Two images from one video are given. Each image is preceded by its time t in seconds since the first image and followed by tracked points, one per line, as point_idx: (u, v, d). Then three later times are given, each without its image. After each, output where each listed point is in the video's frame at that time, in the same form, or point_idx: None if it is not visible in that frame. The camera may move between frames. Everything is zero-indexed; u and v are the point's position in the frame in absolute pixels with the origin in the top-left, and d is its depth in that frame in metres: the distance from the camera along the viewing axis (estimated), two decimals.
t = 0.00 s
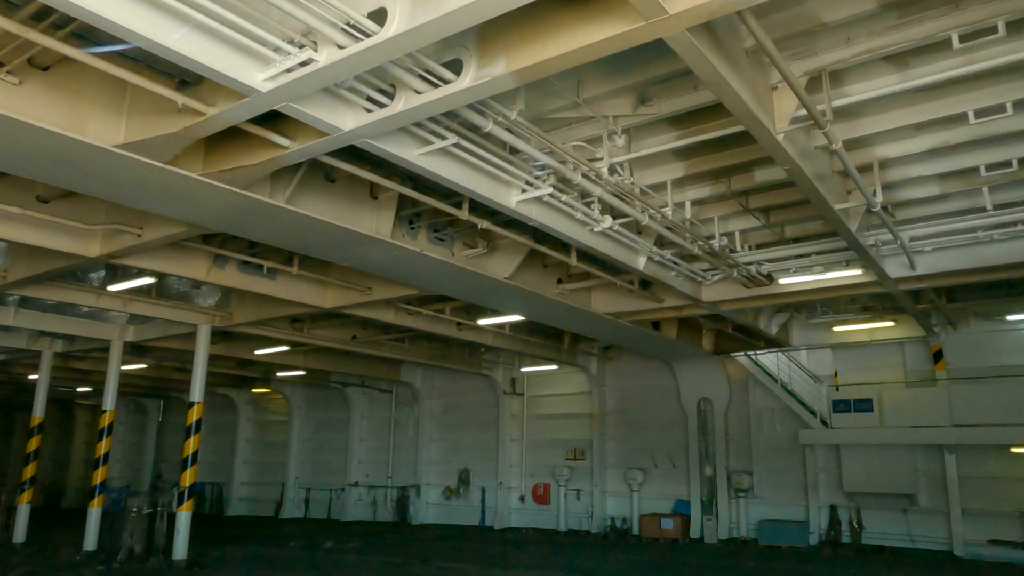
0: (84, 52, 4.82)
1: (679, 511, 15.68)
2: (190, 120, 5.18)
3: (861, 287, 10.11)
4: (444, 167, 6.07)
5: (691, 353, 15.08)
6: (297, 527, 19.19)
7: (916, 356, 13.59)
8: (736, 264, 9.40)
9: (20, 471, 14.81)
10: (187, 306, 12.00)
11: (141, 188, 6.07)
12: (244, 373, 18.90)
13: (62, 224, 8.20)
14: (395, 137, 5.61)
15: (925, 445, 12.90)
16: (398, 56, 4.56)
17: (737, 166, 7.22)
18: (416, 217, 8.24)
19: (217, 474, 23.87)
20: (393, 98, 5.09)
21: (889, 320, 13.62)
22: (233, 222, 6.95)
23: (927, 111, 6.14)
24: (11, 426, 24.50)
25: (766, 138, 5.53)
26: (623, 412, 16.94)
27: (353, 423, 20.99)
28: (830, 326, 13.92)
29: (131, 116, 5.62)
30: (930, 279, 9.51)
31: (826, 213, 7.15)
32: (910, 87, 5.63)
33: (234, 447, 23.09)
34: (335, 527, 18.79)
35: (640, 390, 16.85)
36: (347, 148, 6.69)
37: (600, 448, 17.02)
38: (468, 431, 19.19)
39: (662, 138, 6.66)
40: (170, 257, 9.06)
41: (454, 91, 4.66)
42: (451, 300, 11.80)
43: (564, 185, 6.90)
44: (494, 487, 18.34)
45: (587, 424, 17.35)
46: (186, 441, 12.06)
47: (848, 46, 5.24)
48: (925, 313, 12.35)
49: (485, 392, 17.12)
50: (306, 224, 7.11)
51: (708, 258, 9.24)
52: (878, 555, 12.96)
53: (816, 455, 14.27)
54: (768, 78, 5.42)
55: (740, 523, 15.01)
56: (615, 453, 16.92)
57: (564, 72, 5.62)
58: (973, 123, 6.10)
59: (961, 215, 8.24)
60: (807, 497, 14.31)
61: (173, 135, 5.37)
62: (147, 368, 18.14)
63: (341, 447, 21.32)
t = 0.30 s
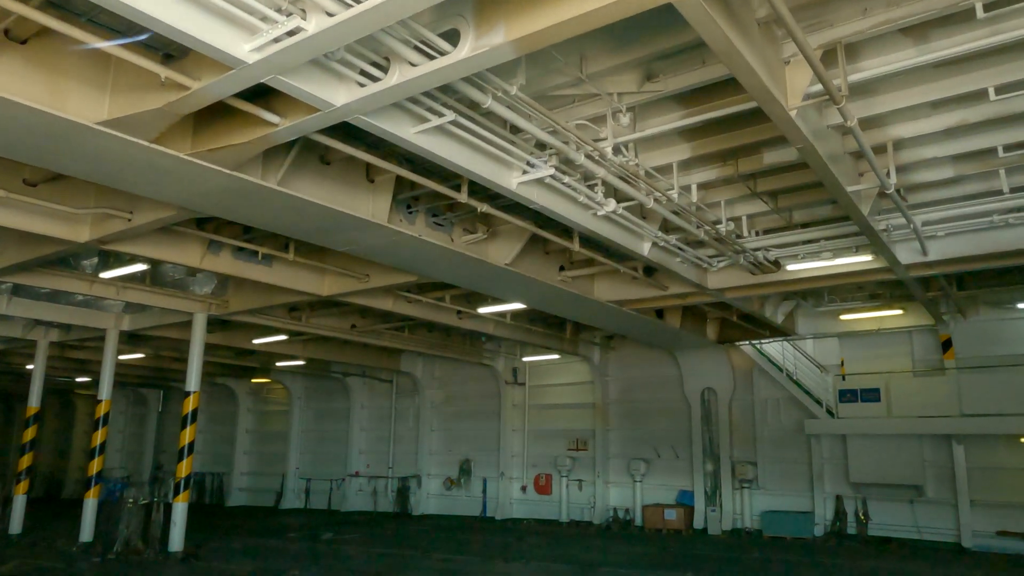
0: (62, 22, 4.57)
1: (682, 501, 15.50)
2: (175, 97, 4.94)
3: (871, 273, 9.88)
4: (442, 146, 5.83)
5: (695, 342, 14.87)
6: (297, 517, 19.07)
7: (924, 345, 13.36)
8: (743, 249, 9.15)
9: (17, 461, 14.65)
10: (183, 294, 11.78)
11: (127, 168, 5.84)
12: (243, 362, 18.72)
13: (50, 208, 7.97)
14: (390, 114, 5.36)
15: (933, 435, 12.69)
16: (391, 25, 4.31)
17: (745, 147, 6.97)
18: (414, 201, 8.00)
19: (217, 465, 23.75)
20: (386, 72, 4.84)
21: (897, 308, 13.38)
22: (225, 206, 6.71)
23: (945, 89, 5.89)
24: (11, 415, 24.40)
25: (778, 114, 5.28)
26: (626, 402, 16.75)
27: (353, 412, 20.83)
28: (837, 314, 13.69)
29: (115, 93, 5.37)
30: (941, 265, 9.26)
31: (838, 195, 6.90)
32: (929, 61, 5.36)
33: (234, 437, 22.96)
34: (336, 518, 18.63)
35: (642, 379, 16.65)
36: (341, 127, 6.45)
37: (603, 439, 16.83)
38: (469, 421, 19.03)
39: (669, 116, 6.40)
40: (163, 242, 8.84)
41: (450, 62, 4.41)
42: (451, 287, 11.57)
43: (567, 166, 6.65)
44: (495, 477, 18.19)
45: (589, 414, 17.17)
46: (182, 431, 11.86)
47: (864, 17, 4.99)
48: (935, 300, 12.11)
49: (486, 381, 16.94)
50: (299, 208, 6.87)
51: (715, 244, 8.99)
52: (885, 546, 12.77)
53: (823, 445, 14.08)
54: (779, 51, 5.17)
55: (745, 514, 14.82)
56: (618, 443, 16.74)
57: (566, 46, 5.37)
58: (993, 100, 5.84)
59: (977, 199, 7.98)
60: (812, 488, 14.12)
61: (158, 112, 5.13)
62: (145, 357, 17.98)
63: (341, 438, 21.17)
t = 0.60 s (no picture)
0: None
1: (687, 495, 15.34)
2: (163, 77, 4.75)
3: (881, 263, 9.66)
4: (441, 130, 5.63)
5: (700, 335, 14.67)
6: (299, 511, 18.95)
7: (932, 337, 13.16)
8: (751, 239, 8.94)
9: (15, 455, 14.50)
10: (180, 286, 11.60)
11: (116, 153, 5.65)
12: (243, 355, 18.56)
13: (41, 196, 7.78)
14: (387, 96, 5.16)
15: (941, 428, 12.49)
16: None
17: (755, 132, 6.76)
18: (413, 189, 7.81)
19: (218, 458, 23.64)
20: (383, 50, 4.64)
21: (905, 300, 13.17)
22: (219, 193, 6.52)
23: (964, 69, 5.66)
24: (12, 408, 24.31)
25: (791, 94, 5.06)
26: (630, 396, 16.57)
27: (354, 406, 20.69)
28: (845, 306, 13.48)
29: (102, 75, 5.18)
30: (953, 255, 9.05)
31: (850, 182, 6.69)
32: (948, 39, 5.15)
33: (235, 431, 22.83)
34: (337, 513, 18.50)
35: (646, 372, 16.47)
36: (338, 111, 6.24)
37: (606, 433, 16.66)
38: (471, 414, 18.88)
39: (676, 100, 6.19)
40: (158, 232, 8.66)
41: (449, 38, 4.21)
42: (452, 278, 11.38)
43: (571, 152, 6.45)
44: (498, 471, 18.04)
45: (592, 408, 16.99)
46: (180, 425, 11.69)
47: None
48: (945, 291, 11.90)
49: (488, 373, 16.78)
50: (295, 195, 6.68)
51: (722, 234, 8.78)
52: (892, 541, 12.60)
53: (829, 438, 13.89)
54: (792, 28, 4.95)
55: (750, 509, 14.65)
56: (621, 437, 16.57)
57: (570, 24, 5.16)
58: (1014, 80, 5.62)
59: (991, 186, 7.76)
60: (818, 482, 13.94)
61: (146, 93, 4.92)
62: (144, 350, 17.83)
63: (343, 431, 21.03)
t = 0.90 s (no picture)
0: None
1: (690, 492, 15.19)
2: (151, 60, 4.58)
3: (889, 256, 9.48)
4: (440, 116, 5.45)
5: (703, 329, 14.51)
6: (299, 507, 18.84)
7: (939, 331, 12.98)
8: (757, 231, 8.76)
9: (12, 451, 14.38)
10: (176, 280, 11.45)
11: (104, 141, 5.48)
12: (243, 350, 18.42)
13: (32, 187, 7.62)
14: (383, 80, 4.98)
15: (949, 424, 12.32)
16: None
17: (762, 120, 6.58)
18: (411, 180, 7.63)
19: (218, 454, 23.53)
20: (378, 31, 4.46)
21: (912, 294, 12.98)
22: (211, 183, 6.34)
23: (981, 53, 5.47)
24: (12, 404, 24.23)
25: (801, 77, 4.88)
26: (632, 391, 16.41)
27: (354, 401, 20.56)
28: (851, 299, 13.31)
29: (89, 59, 5.01)
30: (963, 247, 8.85)
31: (861, 171, 6.51)
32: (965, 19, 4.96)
33: (235, 426, 22.72)
34: (337, 509, 18.38)
35: (648, 367, 16.31)
36: (333, 99, 6.06)
37: (608, 429, 16.50)
38: (472, 410, 18.73)
39: (682, 86, 6.01)
40: (152, 224, 8.50)
41: (446, 17, 4.02)
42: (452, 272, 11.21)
43: (573, 140, 6.26)
44: (499, 467, 17.90)
45: (594, 403, 16.83)
46: (177, 421, 11.53)
47: None
48: (954, 285, 11.72)
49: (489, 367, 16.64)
50: (289, 185, 6.50)
51: (727, 225, 8.60)
52: (898, 538, 12.44)
53: (834, 434, 13.73)
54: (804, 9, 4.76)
55: (754, 505, 14.49)
56: (624, 433, 16.42)
57: (572, 6, 4.98)
58: None
59: (1003, 175, 7.56)
60: (823, 478, 13.77)
61: (133, 76, 4.76)
62: (143, 346, 17.70)
63: (343, 427, 20.90)
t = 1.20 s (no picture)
0: None
1: (691, 487, 15.10)
2: (139, 47, 4.44)
3: (893, 249, 9.36)
4: (436, 106, 5.32)
5: (705, 324, 14.39)
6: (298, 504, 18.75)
7: (943, 325, 12.86)
8: (759, 224, 8.62)
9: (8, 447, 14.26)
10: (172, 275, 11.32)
11: (93, 131, 5.34)
12: (241, 346, 18.31)
13: (22, 180, 7.49)
14: (377, 68, 4.85)
15: (952, 419, 12.21)
16: None
17: (766, 109, 6.45)
18: (408, 172, 7.51)
19: (217, 451, 23.44)
20: (371, 16, 4.33)
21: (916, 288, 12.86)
22: (203, 174, 6.21)
23: (990, 40, 5.34)
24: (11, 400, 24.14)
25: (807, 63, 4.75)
26: (633, 386, 16.30)
27: (354, 397, 20.46)
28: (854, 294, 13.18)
29: (76, 47, 4.87)
30: (968, 240, 8.72)
31: (866, 161, 6.38)
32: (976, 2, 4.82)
33: (234, 423, 22.62)
34: (337, 505, 18.28)
35: (649, 362, 16.19)
36: (328, 88, 5.93)
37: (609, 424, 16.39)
38: (472, 405, 18.63)
39: (684, 74, 5.87)
40: (146, 217, 8.37)
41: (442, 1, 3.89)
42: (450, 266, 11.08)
43: (572, 130, 6.13)
44: (499, 463, 17.79)
45: (595, 399, 16.72)
46: (174, 417, 11.41)
47: None
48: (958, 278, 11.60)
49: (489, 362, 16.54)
50: (283, 176, 6.37)
51: (729, 218, 8.47)
52: (902, 534, 12.34)
53: (836, 429, 13.62)
54: None
55: (756, 501, 14.39)
56: (624, 428, 16.32)
57: None
58: None
59: (1009, 166, 7.44)
60: (825, 473, 13.67)
61: (121, 63, 4.63)
62: (140, 341, 17.59)
63: (343, 423, 20.80)
